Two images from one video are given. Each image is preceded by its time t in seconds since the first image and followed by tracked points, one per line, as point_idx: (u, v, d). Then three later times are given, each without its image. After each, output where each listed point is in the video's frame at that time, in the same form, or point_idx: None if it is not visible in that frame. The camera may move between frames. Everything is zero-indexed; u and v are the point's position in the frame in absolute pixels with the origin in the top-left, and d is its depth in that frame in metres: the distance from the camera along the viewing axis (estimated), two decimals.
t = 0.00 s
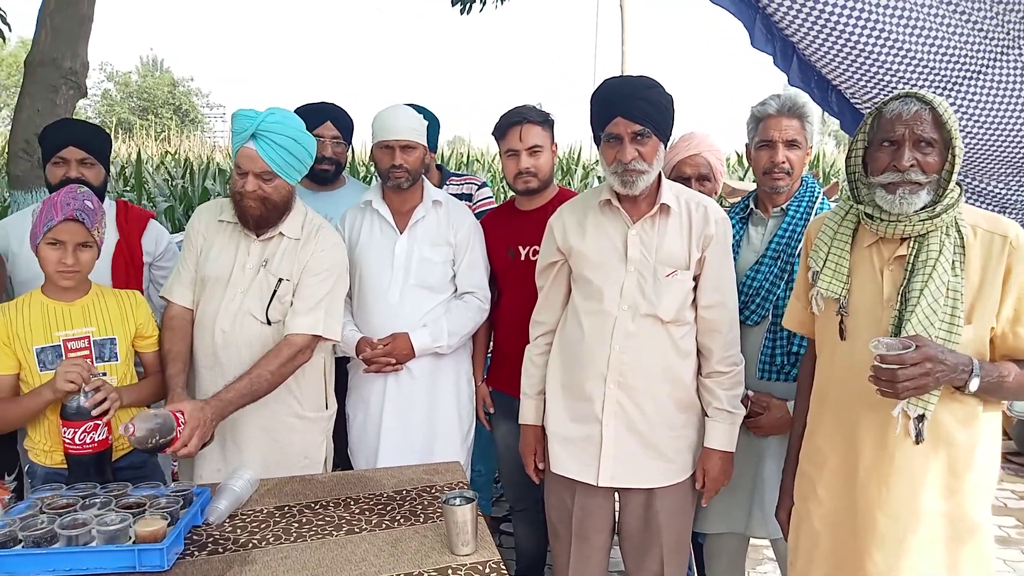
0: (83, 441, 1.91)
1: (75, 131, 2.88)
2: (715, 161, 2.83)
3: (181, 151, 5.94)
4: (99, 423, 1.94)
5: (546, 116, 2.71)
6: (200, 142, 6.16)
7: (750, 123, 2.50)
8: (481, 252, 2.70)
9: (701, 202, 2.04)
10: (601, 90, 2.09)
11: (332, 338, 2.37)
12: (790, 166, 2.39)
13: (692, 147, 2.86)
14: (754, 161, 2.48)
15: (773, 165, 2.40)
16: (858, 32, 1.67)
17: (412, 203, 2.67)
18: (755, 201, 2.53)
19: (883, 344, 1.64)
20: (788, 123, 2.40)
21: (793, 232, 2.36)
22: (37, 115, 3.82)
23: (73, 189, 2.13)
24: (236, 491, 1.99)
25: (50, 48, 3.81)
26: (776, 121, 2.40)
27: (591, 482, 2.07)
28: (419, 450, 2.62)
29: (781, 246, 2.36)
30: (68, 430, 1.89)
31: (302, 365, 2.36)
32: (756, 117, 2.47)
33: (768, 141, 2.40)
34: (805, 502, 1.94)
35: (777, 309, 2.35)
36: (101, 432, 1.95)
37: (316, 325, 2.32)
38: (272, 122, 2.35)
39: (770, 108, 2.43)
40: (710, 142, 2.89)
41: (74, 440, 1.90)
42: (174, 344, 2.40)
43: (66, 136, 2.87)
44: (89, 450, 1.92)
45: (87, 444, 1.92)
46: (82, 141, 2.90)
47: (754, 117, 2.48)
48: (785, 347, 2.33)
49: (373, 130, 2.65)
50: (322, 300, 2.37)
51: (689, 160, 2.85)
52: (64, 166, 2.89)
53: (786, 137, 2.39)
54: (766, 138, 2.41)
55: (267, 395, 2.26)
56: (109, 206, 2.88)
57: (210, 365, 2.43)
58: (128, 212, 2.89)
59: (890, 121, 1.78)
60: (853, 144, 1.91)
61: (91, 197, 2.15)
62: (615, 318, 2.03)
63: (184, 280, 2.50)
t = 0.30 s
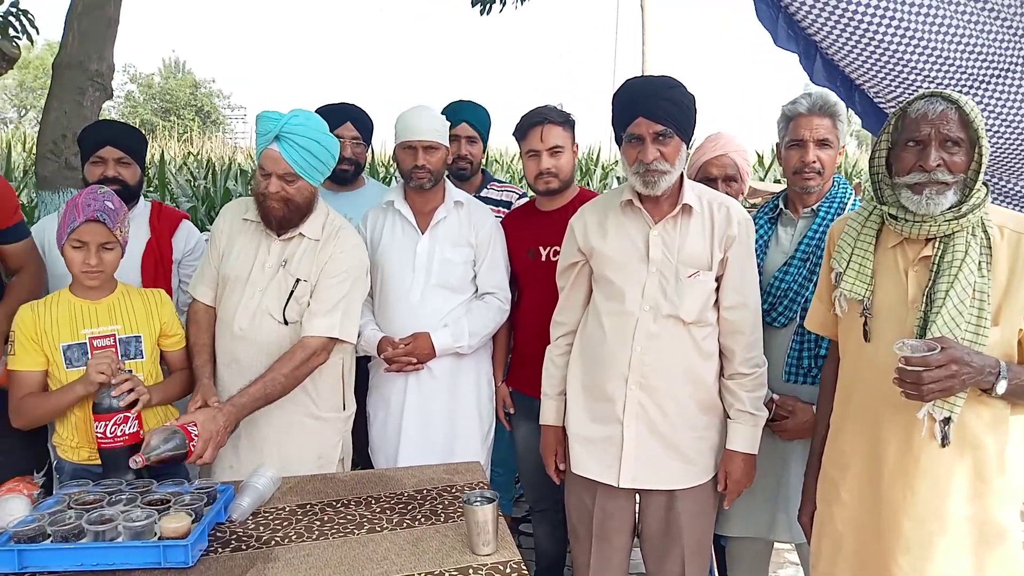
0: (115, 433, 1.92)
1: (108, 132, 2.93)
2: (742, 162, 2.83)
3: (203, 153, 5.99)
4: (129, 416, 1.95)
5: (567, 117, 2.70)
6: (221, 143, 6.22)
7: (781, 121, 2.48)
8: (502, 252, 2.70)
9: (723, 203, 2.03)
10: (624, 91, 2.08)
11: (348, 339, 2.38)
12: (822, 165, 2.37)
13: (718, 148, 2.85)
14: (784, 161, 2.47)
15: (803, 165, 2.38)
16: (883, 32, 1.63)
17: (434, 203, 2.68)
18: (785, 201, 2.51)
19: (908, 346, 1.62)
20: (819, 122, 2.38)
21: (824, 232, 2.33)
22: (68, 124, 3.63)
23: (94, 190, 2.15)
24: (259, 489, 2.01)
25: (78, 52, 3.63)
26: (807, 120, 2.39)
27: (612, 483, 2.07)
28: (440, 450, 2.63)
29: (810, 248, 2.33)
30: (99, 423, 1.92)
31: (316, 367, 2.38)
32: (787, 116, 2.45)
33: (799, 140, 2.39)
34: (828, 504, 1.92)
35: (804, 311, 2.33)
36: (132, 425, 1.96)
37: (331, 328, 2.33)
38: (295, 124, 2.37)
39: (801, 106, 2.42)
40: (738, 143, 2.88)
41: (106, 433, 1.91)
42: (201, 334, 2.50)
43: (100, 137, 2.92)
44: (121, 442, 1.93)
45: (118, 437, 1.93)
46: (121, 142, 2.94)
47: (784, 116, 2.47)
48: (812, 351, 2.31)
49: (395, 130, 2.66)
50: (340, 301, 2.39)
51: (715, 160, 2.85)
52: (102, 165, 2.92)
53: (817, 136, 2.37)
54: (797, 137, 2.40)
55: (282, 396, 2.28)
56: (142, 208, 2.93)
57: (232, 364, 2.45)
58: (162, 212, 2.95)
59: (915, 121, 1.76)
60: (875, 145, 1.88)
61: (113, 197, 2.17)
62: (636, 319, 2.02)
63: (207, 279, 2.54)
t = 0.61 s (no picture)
0: (150, 431, 1.95)
1: (148, 136, 2.99)
2: (775, 162, 2.83)
3: (232, 154, 6.06)
4: (165, 414, 1.98)
5: (596, 117, 2.69)
6: (250, 145, 6.29)
7: (815, 120, 2.46)
8: (530, 252, 2.70)
9: (754, 203, 2.02)
10: (654, 91, 2.07)
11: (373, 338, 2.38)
12: (856, 165, 2.35)
13: (752, 148, 2.85)
14: (818, 161, 2.45)
15: (838, 165, 2.36)
16: (918, 30, 1.67)
17: (462, 203, 2.68)
18: (820, 200, 2.49)
19: (943, 351, 1.59)
20: (854, 121, 2.35)
21: (859, 232, 2.31)
22: (104, 127, 3.46)
23: (128, 197, 2.15)
24: (290, 487, 2.03)
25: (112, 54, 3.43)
26: (841, 119, 2.36)
27: (641, 485, 2.06)
28: (467, 449, 2.64)
29: (846, 249, 2.31)
30: (136, 420, 1.94)
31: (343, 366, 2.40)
32: (820, 115, 2.43)
33: (833, 139, 2.37)
34: (861, 509, 1.89)
35: (839, 313, 2.31)
36: (167, 421, 1.98)
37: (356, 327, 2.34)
38: (321, 125, 2.38)
39: (835, 105, 2.39)
40: (771, 143, 2.88)
41: (142, 430, 1.94)
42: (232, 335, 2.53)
43: (139, 140, 2.98)
44: (157, 440, 1.96)
45: (154, 435, 1.96)
46: (160, 145, 3.00)
47: (818, 116, 2.44)
48: (848, 353, 2.28)
49: (426, 131, 2.69)
50: (365, 301, 2.39)
51: (749, 160, 2.85)
52: (143, 168, 2.97)
53: (851, 135, 2.35)
54: (831, 137, 2.38)
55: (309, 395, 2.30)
56: (179, 208, 2.99)
57: (262, 363, 2.48)
58: (197, 213, 2.99)
59: (953, 120, 1.73)
60: (912, 145, 1.85)
61: (146, 206, 2.17)
62: (667, 320, 2.00)
63: (239, 280, 2.58)
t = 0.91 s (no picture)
0: (189, 426, 1.98)
1: (185, 139, 3.05)
2: (808, 164, 2.81)
3: (261, 156, 6.14)
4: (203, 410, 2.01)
5: (625, 119, 2.68)
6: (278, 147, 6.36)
7: (845, 123, 2.42)
8: (559, 254, 2.70)
9: (787, 205, 1.99)
10: (685, 92, 2.07)
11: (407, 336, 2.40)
12: (888, 167, 2.32)
13: (783, 150, 2.85)
14: (849, 163, 2.42)
15: (870, 167, 2.32)
16: (950, 29, 1.70)
17: (491, 206, 2.70)
18: (851, 202, 2.46)
19: (984, 357, 1.56)
20: (885, 123, 2.31)
21: (892, 235, 2.28)
22: (138, 129, 3.51)
23: (162, 202, 2.18)
24: (320, 485, 2.05)
25: (147, 57, 3.48)
26: (872, 122, 2.33)
27: (670, 488, 2.04)
28: (494, 451, 2.64)
29: (878, 251, 2.29)
30: (175, 416, 1.97)
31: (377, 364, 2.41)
32: (850, 117, 2.40)
33: (864, 142, 2.33)
34: (894, 515, 1.86)
35: (872, 317, 2.28)
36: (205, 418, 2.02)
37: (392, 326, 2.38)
38: (347, 118, 2.42)
39: (865, 107, 2.35)
40: (804, 145, 2.87)
41: (181, 426, 1.97)
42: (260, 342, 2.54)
43: (176, 144, 3.04)
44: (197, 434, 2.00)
45: (193, 429, 1.99)
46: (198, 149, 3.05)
47: (848, 118, 2.41)
48: (880, 357, 2.25)
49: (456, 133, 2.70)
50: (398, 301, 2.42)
51: (780, 163, 2.84)
52: (182, 171, 3.03)
53: (883, 137, 2.31)
54: (862, 139, 2.34)
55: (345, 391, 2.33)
56: (214, 211, 3.03)
57: (293, 363, 2.50)
58: (232, 216, 3.05)
59: (987, 123, 1.70)
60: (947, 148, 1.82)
61: (179, 210, 2.20)
62: (697, 323, 1.99)
63: (268, 282, 2.60)
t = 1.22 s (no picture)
0: (215, 424, 2.01)
1: (212, 139, 3.09)
2: (832, 162, 2.78)
3: (283, 155, 6.19)
4: (230, 409, 2.03)
5: (650, 117, 2.66)
6: (300, 146, 6.40)
7: (872, 120, 2.38)
8: (582, 253, 2.69)
9: (814, 204, 1.97)
10: (711, 91, 2.05)
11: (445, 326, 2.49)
12: (916, 165, 2.28)
13: (807, 149, 2.83)
14: (876, 161, 2.38)
15: (897, 165, 2.29)
16: (981, 26, 1.67)
17: (515, 205, 2.70)
18: (879, 201, 2.43)
19: (1018, 360, 1.54)
20: (913, 120, 2.27)
21: (920, 235, 2.25)
22: (165, 129, 3.54)
23: (192, 195, 2.24)
24: (344, 482, 2.07)
25: (174, 58, 3.51)
26: (899, 119, 2.28)
27: (693, 489, 2.03)
28: (517, 449, 2.64)
29: (906, 251, 2.26)
30: (202, 414, 2.00)
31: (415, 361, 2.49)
32: (877, 115, 2.36)
33: (891, 140, 2.29)
34: (923, 518, 1.83)
35: (900, 316, 2.25)
36: (231, 417, 2.04)
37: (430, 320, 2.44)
38: (367, 112, 2.47)
39: (893, 104, 2.31)
40: (828, 143, 2.83)
41: (208, 424, 2.00)
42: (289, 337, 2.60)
43: (204, 144, 3.08)
44: (222, 434, 2.02)
45: (219, 428, 2.02)
46: (226, 149, 3.10)
47: (874, 115, 2.37)
48: (909, 357, 2.21)
49: (480, 132, 2.70)
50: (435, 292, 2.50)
51: (804, 162, 2.82)
52: (210, 172, 3.07)
53: (910, 135, 2.27)
54: (889, 136, 2.31)
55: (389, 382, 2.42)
56: (241, 209, 3.07)
57: (317, 361, 2.52)
58: (259, 212, 3.09)
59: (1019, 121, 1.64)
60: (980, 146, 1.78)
61: (209, 202, 2.26)
62: (722, 323, 1.98)
63: (291, 284, 2.62)
